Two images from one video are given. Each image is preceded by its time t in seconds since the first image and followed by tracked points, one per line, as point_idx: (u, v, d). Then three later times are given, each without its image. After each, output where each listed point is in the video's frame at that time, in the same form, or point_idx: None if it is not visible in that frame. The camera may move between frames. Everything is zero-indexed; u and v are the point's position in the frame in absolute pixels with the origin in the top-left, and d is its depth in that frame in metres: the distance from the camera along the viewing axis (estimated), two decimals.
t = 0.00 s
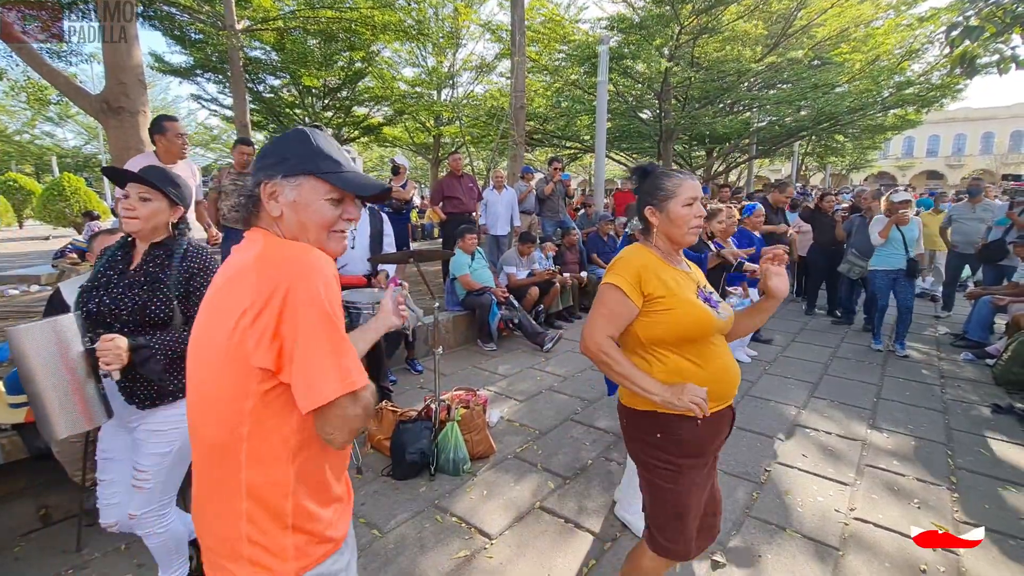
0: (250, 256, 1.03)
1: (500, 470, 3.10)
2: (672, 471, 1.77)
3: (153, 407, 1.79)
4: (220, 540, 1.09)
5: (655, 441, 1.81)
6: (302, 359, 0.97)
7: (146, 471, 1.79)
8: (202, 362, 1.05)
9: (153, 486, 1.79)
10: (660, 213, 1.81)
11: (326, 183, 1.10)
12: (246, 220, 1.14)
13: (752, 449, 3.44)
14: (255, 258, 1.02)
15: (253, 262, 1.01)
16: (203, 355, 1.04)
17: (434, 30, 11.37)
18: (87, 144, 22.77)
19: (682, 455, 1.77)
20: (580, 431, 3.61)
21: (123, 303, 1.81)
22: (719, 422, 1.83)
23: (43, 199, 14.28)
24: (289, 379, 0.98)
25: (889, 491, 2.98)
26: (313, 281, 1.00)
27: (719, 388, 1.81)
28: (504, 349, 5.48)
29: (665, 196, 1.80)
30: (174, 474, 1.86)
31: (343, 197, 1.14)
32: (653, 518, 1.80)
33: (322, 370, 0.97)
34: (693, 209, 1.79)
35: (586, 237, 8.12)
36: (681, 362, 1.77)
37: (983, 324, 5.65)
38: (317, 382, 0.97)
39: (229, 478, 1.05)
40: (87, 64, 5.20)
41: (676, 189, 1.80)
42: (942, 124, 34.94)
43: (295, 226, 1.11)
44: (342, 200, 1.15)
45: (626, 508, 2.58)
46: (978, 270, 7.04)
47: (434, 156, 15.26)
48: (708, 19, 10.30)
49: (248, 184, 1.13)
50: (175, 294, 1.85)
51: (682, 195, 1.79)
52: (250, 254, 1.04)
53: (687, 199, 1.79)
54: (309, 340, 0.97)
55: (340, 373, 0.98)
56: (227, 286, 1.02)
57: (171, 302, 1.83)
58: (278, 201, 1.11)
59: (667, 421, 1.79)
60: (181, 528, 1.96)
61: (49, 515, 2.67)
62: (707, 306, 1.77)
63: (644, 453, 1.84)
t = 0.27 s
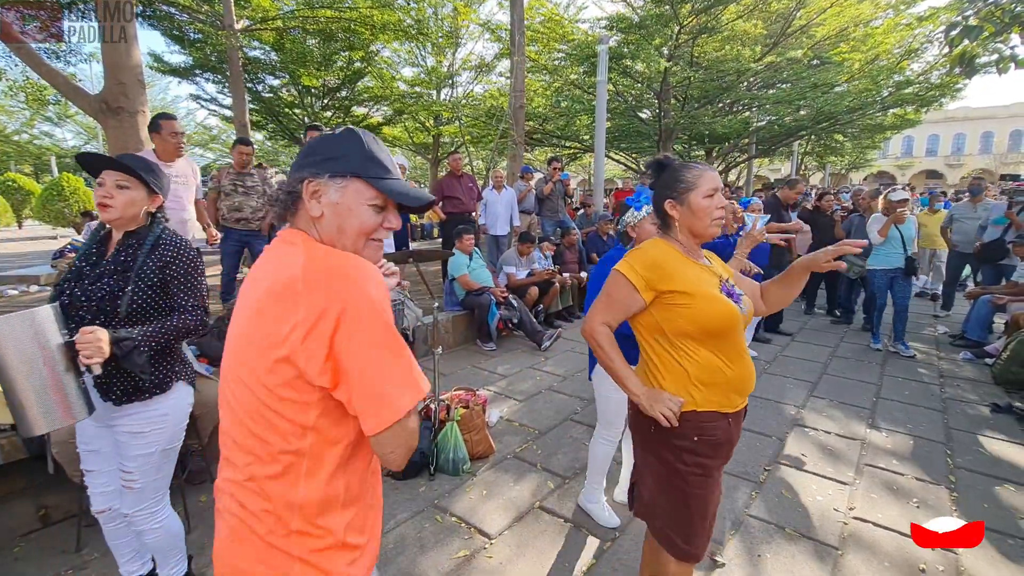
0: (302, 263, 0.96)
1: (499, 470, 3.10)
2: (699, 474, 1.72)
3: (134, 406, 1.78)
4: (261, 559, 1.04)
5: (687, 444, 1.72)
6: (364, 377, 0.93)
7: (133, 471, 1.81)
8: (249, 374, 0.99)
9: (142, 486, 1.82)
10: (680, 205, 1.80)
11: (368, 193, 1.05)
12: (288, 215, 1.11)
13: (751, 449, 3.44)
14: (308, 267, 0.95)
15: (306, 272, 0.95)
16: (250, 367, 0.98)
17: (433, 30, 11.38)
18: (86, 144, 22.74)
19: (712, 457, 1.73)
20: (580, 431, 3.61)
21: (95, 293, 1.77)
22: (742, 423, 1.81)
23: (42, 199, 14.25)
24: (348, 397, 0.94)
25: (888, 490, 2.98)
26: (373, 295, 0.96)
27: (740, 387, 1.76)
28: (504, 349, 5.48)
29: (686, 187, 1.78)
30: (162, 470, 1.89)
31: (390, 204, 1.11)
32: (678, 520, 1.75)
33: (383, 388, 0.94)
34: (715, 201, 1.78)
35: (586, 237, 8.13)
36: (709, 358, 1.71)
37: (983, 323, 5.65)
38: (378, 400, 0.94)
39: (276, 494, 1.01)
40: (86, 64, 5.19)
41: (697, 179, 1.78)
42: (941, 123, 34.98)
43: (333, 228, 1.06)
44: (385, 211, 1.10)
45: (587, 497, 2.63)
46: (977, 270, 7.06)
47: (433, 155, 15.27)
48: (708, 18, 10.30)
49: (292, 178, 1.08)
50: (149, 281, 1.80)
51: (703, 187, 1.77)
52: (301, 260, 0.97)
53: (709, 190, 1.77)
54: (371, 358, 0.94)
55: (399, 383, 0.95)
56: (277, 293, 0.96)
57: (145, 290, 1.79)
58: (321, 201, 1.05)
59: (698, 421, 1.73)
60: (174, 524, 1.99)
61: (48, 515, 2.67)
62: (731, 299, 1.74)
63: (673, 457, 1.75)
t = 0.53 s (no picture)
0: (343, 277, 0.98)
1: (499, 470, 3.10)
2: (706, 481, 1.71)
3: (122, 415, 1.78)
4: None
5: (691, 451, 1.73)
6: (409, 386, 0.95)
7: (122, 480, 1.79)
8: (281, 390, 0.96)
9: (132, 495, 1.80)
10: (694, 217, 1.79)
11: (393, 210, 1.07)
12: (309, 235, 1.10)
13: (751, 449, 3.45)
14: (351, 281, 0.97)
15: (349, 285, 0.96)
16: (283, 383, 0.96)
17: (433, 30, 11.38)
18: (85, 143, 22.72)
19: (717, 463, 1.72)
20: (579, 431, 3.62)
21: (84, 310, 1.77)
22: (749, 429, 1.80)
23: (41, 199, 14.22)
24: (392, 410, 0.96)
25: (887, 489, 2.99)
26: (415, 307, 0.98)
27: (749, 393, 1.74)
28: (503, 349, 5.48)
29: (699, 198, 1.78)
30: (152, 478, 1.88)
31: (409, 220, 1.12)
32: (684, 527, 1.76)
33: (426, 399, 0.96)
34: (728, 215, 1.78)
35: (585, 237, 8.14)
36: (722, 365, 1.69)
37: (981, 323, 5.66)
38: (425, 413, 0.97)
39: (309, 518, 0.98)
40: (86, 63, 5.19)
41: (711, 191, 1.77)
42: (940, 123, 35.03)
43: (360, 247, 1.07)
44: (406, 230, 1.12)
45: (585, 497, 2.63)
46: (976, 270, 7.07)
47: (433, 155, 15.27)
48: (707, 18, 10.31)
49: (316, 198, 1.08)
50: (142, 297, 1.83)
51: (716, 198, 1.77)
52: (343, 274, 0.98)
53: (721, 203, 1.77)
54: (416, 369, 0.96)
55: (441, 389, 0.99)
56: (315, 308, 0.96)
57: (138, 305, 1.82)
58: (348, 220, 1.06)
59: (700, 427, 1.72)
60: (167, 532, 1.97)
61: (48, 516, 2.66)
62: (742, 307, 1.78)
63: (680, 464, 1.76)
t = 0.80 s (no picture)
0: (410, 293, 0.94)
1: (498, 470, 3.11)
2: (691, 472, 1.74)
3: (114, 408, 1.78)
4: None
5: (677, 440, 1.77)
6: (480, 408, 0.94)
7: (125, 474, 1.83)
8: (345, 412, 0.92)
9: (137, 484, 1.85)
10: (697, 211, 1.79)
11: (448, 215, 1.08)
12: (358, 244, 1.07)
13: (750, 449, 3.45)
14: (420, 298, 0.93)
15: (418, 303, 0.93)
16: (347, 405, 0.92)
17: (433, 30, 11.39)
18: (85, 142, 22.70)
19: (702, 456, 1.74)
20: (579, 431, 3.62)
21: (62, 300, 1.73)
22: (741, 426, 1.82)
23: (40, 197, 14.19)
24: (463, 433, 0.94)
25: (885, 490, 3.00)
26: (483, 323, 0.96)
27: (743, 387, 1.76)
28: (503, 348, 5.49)
29: (700, 194, 1.79)
30: (151, 467, 1.90)
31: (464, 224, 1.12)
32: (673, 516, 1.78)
33: (496, 418, 0.95)
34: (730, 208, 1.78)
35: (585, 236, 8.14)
36: (722, 359, 1.74)
37: (980, 324, 5.67)
38: (493, 436, 0.96)
39: (369, 540, 0.96)
40: (86, 62, 5.19)
41: (713, 186, 1.78)
42: (940, 124, 35.04)
43: (417, 255, 1.06)
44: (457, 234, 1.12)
45: (584, 496, 2.64)
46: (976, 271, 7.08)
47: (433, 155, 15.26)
48: (708, 19, 10.30)
49: (371, 203, 1.06)
50: (121, 288, 1.81)
51: (717, 192, 1.77)
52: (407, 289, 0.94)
53: (722, 196, 1.76)
54: (486, 389, 0.95)
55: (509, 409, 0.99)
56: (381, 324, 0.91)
57: (123, 297, 1.81)
58: (408, 225, 1.05)
59: (685, 417, 1.77)
60: (173, 520, 2.00)
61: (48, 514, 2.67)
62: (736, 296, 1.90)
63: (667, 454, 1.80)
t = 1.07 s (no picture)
0: (457, 298, 0.95)
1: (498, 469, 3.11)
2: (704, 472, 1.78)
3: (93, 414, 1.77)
4: None
5: (699, 446, 1.76)
6: (522, 415, 0.95)
7: (93, 482, 1.78)
8: (391, 420, 0.91)
9: (107, 497, 1.82)
10: (674, 223, 1.81)
11: (490, 210, 1.10)
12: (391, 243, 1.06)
13: (749, 449, 3.45)
14: (468, 304, 0.94)
15: (467, 308, 0.93)
16: (394, 413, 0.91)
17: (433, 30, 11.40)
18: (85, 142, 22.67)
19: (714, 455, 1.79)
20: (579, 430, 3.63)
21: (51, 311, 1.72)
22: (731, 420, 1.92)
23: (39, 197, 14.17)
24: (506, 442, 0.95)
25: (885, 489, 3.00)
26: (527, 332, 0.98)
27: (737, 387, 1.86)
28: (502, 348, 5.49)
29: (678, 204, 1.80)
30: (119, 479, 1.87)
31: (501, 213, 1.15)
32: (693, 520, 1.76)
33: (540, 426, 0.97)
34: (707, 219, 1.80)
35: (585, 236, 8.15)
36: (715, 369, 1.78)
37: (979, 324, 5.69)
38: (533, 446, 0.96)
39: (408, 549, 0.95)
40: (85, 62, 5.19)
41: (691, 197, 1.80)
42: (939, 124, 35.08)
43: (461, 252, 1.07)
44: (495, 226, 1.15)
45: (585, 494, 2.64)
46: (975, 270, 7.09)
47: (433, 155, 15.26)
48: (708, 19, 10.31)
49: (409, 205, 1.06)
50: (110, 293, 1.84)
51: (696, 204, 1.79)
52: (453, 294, 0.95)
53: (701, 208, 1.79)
54: (528, 397, 0.96)
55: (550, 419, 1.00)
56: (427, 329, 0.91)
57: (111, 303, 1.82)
58: (451, 223, 1.06)
59: (705, 422, 1.78)
60: (139, 535, 1.97)
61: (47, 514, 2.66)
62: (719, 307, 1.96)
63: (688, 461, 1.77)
